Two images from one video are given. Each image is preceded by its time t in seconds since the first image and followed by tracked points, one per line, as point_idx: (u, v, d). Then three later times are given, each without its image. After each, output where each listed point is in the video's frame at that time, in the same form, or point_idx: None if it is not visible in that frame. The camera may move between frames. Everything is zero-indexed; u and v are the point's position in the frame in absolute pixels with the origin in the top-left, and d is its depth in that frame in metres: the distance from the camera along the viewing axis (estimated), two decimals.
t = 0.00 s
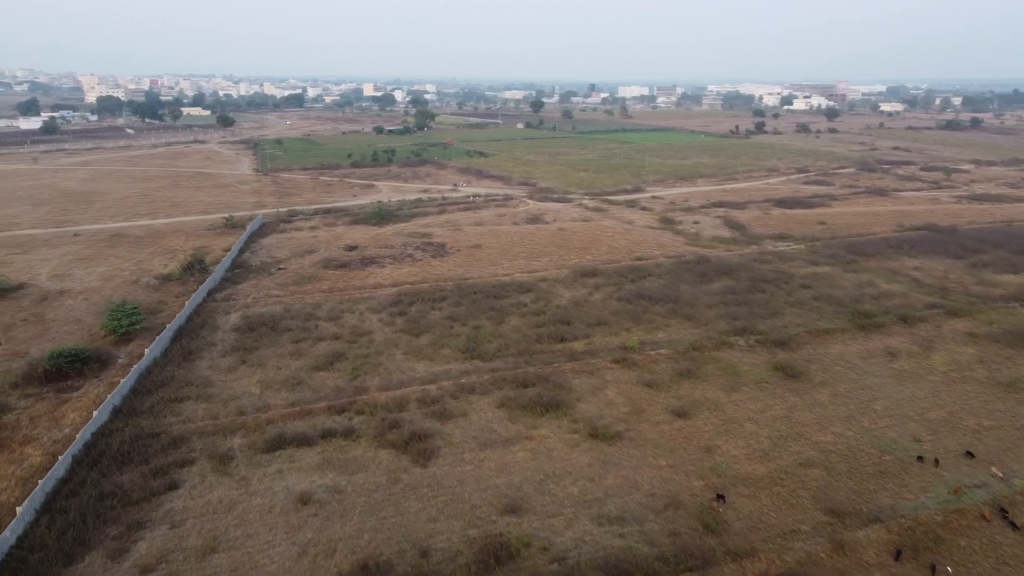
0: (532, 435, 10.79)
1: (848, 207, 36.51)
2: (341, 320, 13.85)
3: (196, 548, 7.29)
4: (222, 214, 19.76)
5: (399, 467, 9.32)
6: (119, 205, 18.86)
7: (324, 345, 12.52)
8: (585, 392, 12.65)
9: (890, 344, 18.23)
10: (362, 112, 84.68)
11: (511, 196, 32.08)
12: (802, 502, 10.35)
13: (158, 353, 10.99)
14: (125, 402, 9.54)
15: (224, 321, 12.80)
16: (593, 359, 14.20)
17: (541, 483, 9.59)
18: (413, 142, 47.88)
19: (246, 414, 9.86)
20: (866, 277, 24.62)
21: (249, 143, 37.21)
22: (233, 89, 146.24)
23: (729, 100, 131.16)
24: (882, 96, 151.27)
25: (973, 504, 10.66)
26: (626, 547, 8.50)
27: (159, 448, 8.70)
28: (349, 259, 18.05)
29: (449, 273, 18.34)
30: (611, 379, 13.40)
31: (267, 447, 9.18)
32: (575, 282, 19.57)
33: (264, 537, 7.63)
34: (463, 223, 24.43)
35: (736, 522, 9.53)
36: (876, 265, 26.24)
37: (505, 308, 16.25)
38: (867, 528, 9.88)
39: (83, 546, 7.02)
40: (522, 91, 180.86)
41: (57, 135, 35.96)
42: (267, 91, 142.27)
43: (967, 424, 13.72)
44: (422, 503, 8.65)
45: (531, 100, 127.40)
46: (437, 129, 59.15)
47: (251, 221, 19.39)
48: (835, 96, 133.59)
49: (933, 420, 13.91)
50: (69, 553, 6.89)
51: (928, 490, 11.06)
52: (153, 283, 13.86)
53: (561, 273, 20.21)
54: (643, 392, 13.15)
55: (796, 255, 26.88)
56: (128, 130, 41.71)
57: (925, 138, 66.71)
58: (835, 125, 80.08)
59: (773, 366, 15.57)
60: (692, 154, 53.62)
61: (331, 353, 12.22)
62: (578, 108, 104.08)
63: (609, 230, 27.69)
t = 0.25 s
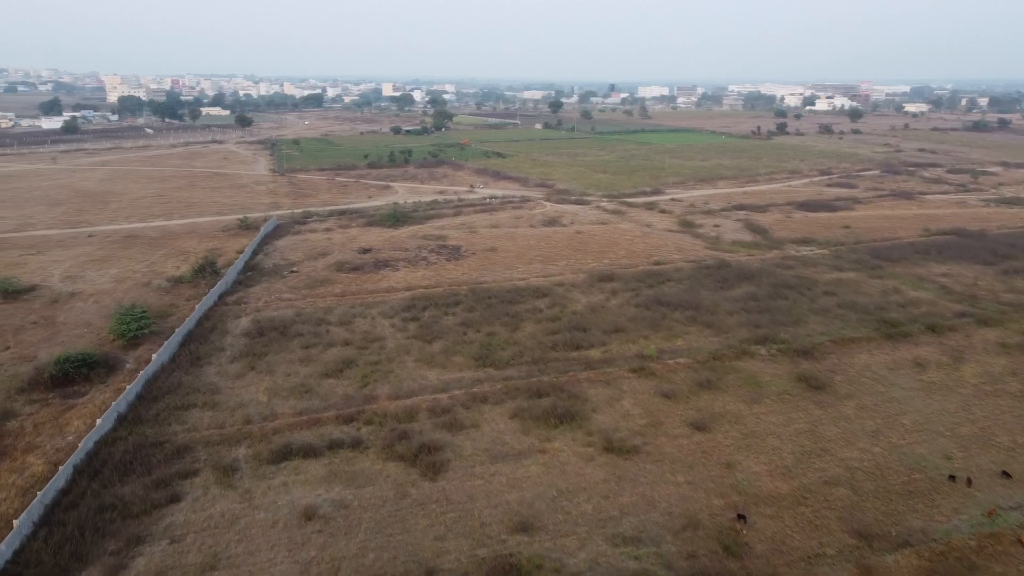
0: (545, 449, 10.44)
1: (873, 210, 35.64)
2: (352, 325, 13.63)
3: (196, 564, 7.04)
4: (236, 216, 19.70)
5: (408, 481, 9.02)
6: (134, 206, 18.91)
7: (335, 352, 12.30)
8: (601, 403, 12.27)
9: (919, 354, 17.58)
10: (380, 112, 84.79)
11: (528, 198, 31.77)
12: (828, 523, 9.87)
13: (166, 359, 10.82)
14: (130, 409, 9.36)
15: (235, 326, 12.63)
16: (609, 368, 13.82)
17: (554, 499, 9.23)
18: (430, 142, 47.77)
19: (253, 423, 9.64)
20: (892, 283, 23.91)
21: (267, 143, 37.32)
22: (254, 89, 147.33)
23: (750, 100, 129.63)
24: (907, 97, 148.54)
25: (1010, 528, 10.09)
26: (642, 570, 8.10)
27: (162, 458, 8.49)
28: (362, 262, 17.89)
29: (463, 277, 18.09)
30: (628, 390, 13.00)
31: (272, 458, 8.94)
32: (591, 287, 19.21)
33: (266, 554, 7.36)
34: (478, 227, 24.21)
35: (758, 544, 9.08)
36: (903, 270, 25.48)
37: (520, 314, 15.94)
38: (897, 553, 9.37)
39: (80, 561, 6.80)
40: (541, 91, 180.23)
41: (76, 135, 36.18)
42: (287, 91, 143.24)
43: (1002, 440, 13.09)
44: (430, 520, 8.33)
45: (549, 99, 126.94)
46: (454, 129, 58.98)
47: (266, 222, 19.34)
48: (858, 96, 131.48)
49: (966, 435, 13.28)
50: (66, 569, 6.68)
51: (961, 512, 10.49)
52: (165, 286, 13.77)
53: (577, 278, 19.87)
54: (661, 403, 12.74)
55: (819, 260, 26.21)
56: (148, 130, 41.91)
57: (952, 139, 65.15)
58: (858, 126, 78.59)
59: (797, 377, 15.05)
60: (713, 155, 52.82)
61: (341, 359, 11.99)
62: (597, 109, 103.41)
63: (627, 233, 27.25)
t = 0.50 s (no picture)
0: (558, 463, 10.07)
1: (899, 214, 34.76)
2: (363, 331, 13.40)
3: None
4: (251, 218, 19.66)
5: (415, 496, 8.70)
6: (149, 207, 19.03)
7: (345, 358, 12.06)
8: (616, 415, 11.89)
9: (948, 364, 16.92)
10: (398, 112, 85.03)
11: (544, 200, 31.43)
12: (854, 547, 9.38)
13: (173, 364, 10.63)
14: (134, 417, 9.18)
15: (244, 331, 12.45)
16: (625, 377, 13.43)
17: (566, 517, 8.85)
18: (447, 142, 47.67)
19: (258, 433, 9.39)
20: (920, 290, 23.17)
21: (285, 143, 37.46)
22: (273, 89, 148.17)
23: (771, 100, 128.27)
24: (933, 97, 145.78)
25: None
26: None
27: (164, 470, 8.27)
28: (375, 266, 17.72)
29: (477, 282, 17.84)
30: (645, 401, 12.60)
31: (277, 470, 8.68)
32: (608, 293, 18.86)
33: (266, 572, 7.07)
34: (493, 230, 23.98)
35: (780, 569, 8.61)
36: (930, 277, 24.72)
37: (534, 320, 15.62)
38: None
39: None
40: (560, 91, 179.57)
41: (97, 135, 36.53)
42: (307, 91, 144.23)
43: None
44: (437, 538, 7.99)
45: (567, 100, 126.68)
46: (472, 129, 58.77)
47: (280, 224, 19.25)
48: (881, 98, 129.89)
49: (1001, 451, 12.64)
50: None
51: (996, 535, 9.91)
52: (176, 290, 13.67)
53: (592, 284, 19.51)
54: (679, 415, 12.31)
55: (843, 266, 25.54)
56: (168, 130, 42.18)
57: (980, 141, 63.57)
58: (882, 127, 77.14)
59: (821, 389, 14.53)
60: (733, 157, 52.04)
61: (351, 366, 11.74)
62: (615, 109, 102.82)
63: (645, 236, 26.80)
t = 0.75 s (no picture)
0: (572, 478, 9.71)
1: (926, 217, 33.84)
2: (374, 337, 13.16)
3: None
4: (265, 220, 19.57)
5: (423, 512, 8.39)
6: (164, 207, 19.28)
7: (355, 365, 11.82)
8: (633, 428, 11.49)
9: (980, 375, 16.25)
10: (416, 111, 85.07)
11: (561, 202, 31.08)
12: (883, 573, 8.88)
13: (180, 370, 10.45)
14: (139, 425, 8.99)
15: (254, 336, 12.27)
16: (643, 387, 13.04)
17: (580, 536, 8.48)
18: (464, 143, 47.49)
19: (264, 443, 9.15)
20: (949, 297, 22.43)
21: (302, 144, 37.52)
22: (293, 89, 149.28)
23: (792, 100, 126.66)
24: (960, 98, 142.86)
25: None
26: None
27: (166, 481, 8.04)
28: (389, 269, 17.51)
29: (491, 287, 17.55)
30: (662, 413, 12.18)
31: (281, 483, 8.42)
32: (625, 299, 18.47)
33: None
34: (508, 234, 23.69)
35: None
36: (959, 284, 23.94)
37: (549, 327, 15.29)
38: None
39: None
40: (579, 91, 178.73)
41: (116, 134, 36.82)
42: (326, 91, 145.07)
43: None
44: (444, 557, 7.66)
45: (586, 100, 126.11)
46: (489, 130, 58.57)
47: (294, 227, 19.14)
48: (905, 98, 127.63)
49: None
50: None
51: None
52: (187, 293, 13.55)
53: (609, 289, 19.13)
54: (698, 429, 11.88)
55: (868, 271, 24.84)
56: (187, 129, 42.41)
57: (1010, 143, 61.99)
58: (907, 129, 75.58)
59: (847, 401, 13.98)
60: (754, 158, 51.17)
61: (361, 374, 11.48)
62: (634, 109, 102.02)
63: (664, 240, 26.33)
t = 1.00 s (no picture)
0: (587, 495, 9.32)
1: (954, 222, 32.89)
2: (386, 343, 12.92)
3: None
4: (279, 223, 19.50)
5: (430, 529, 8.06)
6: (180, 207, 19.64)
7: (365, 372, 11.56)
8: (649, 442, 11.08)
9: (1015, 387, 15.54)
10: (434, 111, 85.10)
11: (579, 204, 30.70)
12: None
13: (188, 377, 10.27)
14: (143, 434, 8.80)
15: (263, 342, 12.08)
16: (660, 399, 12.63)
17: (593, 557, 8.08)
18: (482, 144, 47.31)
19: (270, 454, 8.91)
20: (980, 305, 21.64)
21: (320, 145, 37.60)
22: (313, 89, 150.33)
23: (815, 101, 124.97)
24: (988, 99, 139.87)
25: None
26: None
27: (168, 493, 7.82)
28: (402, 273, 17.31)
29: (506, 292, 17.26)
30: (681, 427, 11.75)
31: (286, 496, 8.15)
32: (642, 305, 18.07)
33: None
34: (524, 237, 23.40)
35: None
36: (990, 291, 23.12)
37: (565, 334, 14.95)
38: None
39: None
40: (598, 91, 177.78)
41: (136, 134, 37.11)
42: (346, 92, 145.86)
43: None
44: None
45: (605, 100, 125.49)
46: (507, 130, 58.33)
47: (308, 229, 19.03)
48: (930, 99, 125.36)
49: None
50: None
51: None
52: (199, 297, 13.43)
53: (626, 295, 18.74)
54: (718, 444, 11.45)
55: (895, 277, 24.11)
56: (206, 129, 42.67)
57: None
58: (932, 130, 73.95)
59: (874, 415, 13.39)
60: (776, 160, 50.25)
61: (371, 382, 11.22)
62: (653, 110, 101.17)
63: (683, 244, 25.84)
